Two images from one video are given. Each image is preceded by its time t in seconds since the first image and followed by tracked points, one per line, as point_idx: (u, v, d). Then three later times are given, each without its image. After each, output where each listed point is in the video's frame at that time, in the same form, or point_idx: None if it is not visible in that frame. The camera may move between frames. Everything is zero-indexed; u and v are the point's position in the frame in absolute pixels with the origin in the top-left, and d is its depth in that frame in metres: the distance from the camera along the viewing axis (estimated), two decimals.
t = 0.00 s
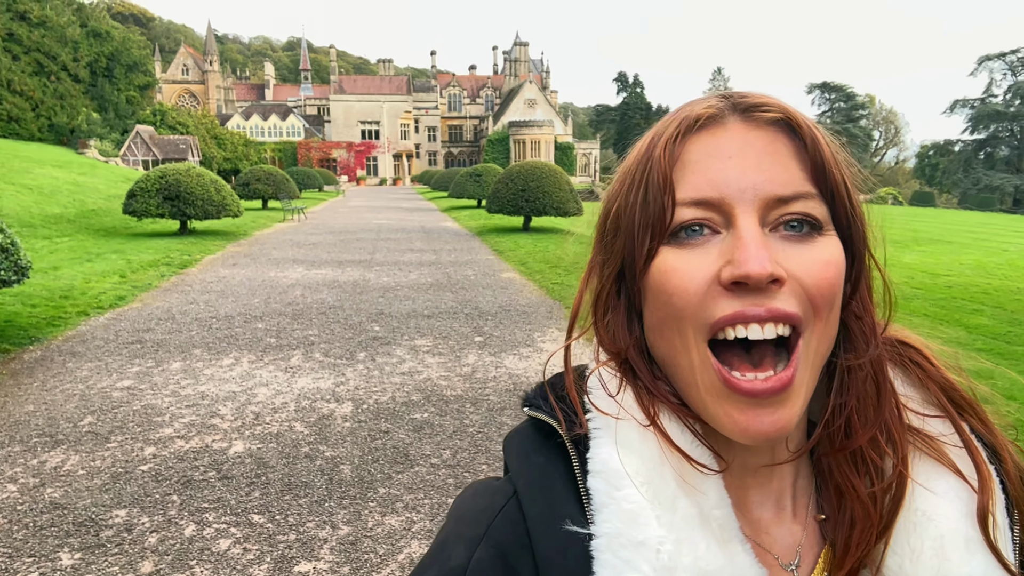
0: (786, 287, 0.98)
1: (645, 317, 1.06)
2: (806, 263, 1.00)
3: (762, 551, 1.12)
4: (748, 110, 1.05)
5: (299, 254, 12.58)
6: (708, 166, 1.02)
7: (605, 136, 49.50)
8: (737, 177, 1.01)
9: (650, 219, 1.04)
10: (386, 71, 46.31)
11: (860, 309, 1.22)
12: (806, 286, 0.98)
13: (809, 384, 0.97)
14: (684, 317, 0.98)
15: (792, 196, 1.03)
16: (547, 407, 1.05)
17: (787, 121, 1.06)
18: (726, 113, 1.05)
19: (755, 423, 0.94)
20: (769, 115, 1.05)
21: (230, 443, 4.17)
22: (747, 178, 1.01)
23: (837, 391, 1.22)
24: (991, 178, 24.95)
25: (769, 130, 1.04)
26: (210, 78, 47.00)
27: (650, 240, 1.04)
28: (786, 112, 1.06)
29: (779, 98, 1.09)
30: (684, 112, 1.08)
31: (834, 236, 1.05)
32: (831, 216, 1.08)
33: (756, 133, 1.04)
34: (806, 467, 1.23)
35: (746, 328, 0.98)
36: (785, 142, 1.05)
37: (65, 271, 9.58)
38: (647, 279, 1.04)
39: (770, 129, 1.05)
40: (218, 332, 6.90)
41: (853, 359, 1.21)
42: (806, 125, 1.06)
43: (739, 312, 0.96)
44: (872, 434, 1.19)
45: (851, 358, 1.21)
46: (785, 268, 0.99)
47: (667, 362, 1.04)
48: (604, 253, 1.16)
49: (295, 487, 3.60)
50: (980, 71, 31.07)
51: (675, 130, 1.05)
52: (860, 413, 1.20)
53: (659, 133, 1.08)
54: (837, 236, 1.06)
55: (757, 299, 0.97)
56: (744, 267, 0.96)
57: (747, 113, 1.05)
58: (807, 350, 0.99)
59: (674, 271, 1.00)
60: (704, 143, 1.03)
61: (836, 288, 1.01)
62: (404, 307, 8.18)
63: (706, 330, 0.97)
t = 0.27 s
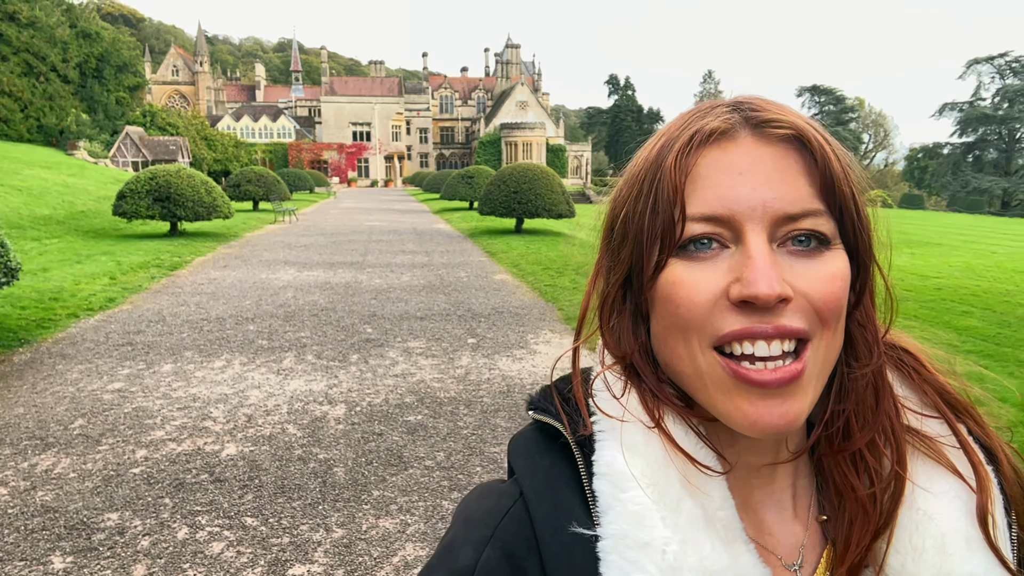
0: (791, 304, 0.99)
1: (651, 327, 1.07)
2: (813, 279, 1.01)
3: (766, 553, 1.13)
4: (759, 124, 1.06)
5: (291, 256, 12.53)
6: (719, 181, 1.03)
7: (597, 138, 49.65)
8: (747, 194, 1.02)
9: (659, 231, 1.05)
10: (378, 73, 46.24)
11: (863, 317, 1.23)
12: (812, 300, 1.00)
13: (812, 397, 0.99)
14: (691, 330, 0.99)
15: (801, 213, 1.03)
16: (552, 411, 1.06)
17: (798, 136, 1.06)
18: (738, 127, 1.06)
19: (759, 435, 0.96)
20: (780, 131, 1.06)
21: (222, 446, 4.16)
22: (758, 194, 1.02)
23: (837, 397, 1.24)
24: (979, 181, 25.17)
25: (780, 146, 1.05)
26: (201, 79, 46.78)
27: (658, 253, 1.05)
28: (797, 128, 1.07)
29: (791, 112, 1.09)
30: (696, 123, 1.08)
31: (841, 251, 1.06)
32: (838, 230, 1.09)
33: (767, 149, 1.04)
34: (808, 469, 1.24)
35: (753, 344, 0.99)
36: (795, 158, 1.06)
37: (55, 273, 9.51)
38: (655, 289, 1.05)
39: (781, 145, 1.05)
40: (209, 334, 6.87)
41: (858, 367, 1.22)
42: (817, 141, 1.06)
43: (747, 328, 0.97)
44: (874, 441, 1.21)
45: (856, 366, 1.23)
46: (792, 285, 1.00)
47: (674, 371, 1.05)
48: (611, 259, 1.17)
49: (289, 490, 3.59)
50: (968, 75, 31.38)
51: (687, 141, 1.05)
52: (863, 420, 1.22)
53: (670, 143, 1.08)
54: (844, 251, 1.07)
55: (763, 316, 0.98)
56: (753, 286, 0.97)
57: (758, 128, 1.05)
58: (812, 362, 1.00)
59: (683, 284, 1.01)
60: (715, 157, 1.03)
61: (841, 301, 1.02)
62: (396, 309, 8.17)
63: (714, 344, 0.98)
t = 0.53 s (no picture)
0: (794, 310, 0.99)
1: (653, 327, 1.07)
2: (816, 282, 1.01)
3: (763, 553, 1.13)
4: (768, 125, 1.05)
5: (284, 258, 12.50)
6: (726, 182, 1.02)
7: (591, 141, 49.78)
8: (754, 195, 1.02)
9: (663, 230, 1.05)
10: (372, 75, 46.21)
11: (864, 319, 1.23)
12: (815, 304, 1.00)
13: (815, 400, 0.99)
14: (694, 331, 0.99)
15: (807, 216, 1.03)
16: (551, 410, 1.05)
17: (805, 139, 1.06)
18: (746, 128, 1.05)
19: (758, 437, 0.96)
20: (788, 133, 1.05)
21: (215, 448, 4.14)
22: (763, 196, 1.02)
23: (835, 397, 1.24)
24: (970, 183, 25.34)
25: (788, 148, 1.05)
26: (194, 81, 46.66)
27: (662, 252, 1.05)
28: (806, 130, 1.06)
29: (798, 113, 1.09)
30: (704, 121, 1.07)
31: (844, 254, 1.06)
32: (842, 234, 1.09)
33: (774, 150, 1.04)
34: (806, 469, 1.25)
35: (756, 349, 0.99)
36: (803, 160, 1.05)
37: (46, 275, 9.46)
38: (657, 290, 1.05)
39: (788, 148, 1.05)
40: (202, 336, 6.84)
41: (857, 369, 1.23)
42: (824, 144, 1.06)
43: (751, 333, 0.97)
44: (874, 442, 1.21)
45: (856, 368, 1.22)
46: (795, 289, 1.00)
47: (675, 372, 1.05)
48: (612, 258, 1.17)
49: (282, 493, 3.57)
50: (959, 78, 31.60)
51: (693, 140, 1.05)
52: (862, 422, 1.22)
53: (676, 140, 1.08)
54: (848, 255, 1.07)
55: (767, 321, 0.98)
56: (758, 290, 0.97)
57: (766, 129, 1.05)
58: (814, 366, 1.00)
59: (686, 285, 1.01)
60: (721, 157, 1.03)
61: (844, 305, 1.03)
62: (390, 311, 8.16)
63: (717, 347, 0.98)
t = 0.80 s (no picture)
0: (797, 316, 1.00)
1: (654, 328, 1.08)
2: (818, 288, 1.01)
3: (760, 555, 1.14)
4: (775, 128, 1.06)
5: (281, 262, 12.49)
6: (731, 184, 1.03)
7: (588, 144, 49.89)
8: (759, 199, 1.02)
9: (666, 230, 1.06)
10: (370, 78, 46.24)
11: (867, 323, 1.23)
12: (817, 308, 1.00)
13: (814, 405, 0.99)
14: (696, 333, 0.99)
15: (811, 221, 1.04)
16: (549, 410, 1.06)
17: (814, 143, 1.06)
18: (753, 131, 1.05)
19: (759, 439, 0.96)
20: (796, 136, 1.05)
21: (212, 453, 4.13)
22: (768, 199, 1.02)
23: (836, 400, 1.24)
24: (967, 186, 25.42)
25: (794, 151, 1.05)
26: (191, 85, 46.65)
27: (665, 253, 1.05)
28: (813, 133, 1.06)
29: (806, 116, 1.09)
30: (711, 122, 1.08)
31: (848, 260, 1.06)
32: (846, 239, 1.09)
33: (780, 154, 1.04)
34: (805, 470, 1.25)
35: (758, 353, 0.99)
36: (809, 163, 1.06)
37: (43, 279, 9.44)
38: (661, 291, 1.05)
39: (796, 151, 1.06)
40: (199, 340, 6.83)
41: (858, 373, 1.23)
42: (832, 148, 1.06)
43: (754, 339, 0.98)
44: (874, 445, 1.22)
45: (857, 372, 1.23)
46: (798, 294, 1.00)
47: (676, 375, 1.05)
48: (615, 258, 1.17)
49: (279, 497, 3.56)
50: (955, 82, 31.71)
51: (699, 141, 1.06)
52: (862, 425, 1.22)
53: (681, 141, 1.08)
54: (851, 260, 1.07)
55: (768, 326, 0.98)
56: (760, 295, 0.97)
57: (774, 131, 1.05)
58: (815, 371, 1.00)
59: (688, 289, 1.01)
60: (727, 160, 1.04)
61: (844, 310, 1.03)
62: (388, 314, 8.15)
63: (720, 351, 0.98)
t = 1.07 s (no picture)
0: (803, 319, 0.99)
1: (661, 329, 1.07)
2: (825, 291, 1.01)
3: (765, 557, 1.13)
4: (782, 131, 1.06)
5: (276, 267, 12.45)
6: (738, 187, 1.03)
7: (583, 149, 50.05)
8: (767, 201, 1.02)
9: (673, 232, 1.06)
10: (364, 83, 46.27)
11: (873, 326, 1.22)
12: (823, 311, 1.00)
13: (820, 407, 0.99)
14: (703, 335, 0.99)
15: (819, 223, 1.04)
16: (555, 411, 1.06)
17: (821, 146, 1.06)
18: (761, 133, 1.05)
19: (765, 438, 0.96)
20: (803, 139, 1.05)
21: (207, 458, 4.10)
22: (775, 202, 1.02)
23: (841, 402, 1.23)
24: (959, 191, 25.57)
25: (801, 154, 1.05)
26: (186, 90, 46.58)
27: (672, 255, 1.05)
28: (821, 136, 1.06)
29: (813, 119, 1.09)
30: (718, 124, 1.08)
31: (855, 263, 1.06)
32: (853, 243, 1.09)
33: (788, 156, 1.04)
34: (809, 473, 1.25)
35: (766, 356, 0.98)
36: (816, 166, 1.06)
37: (36, 285, 9.39)
38: (667, 293, 1.05)
39: (803, 154, 1.06)
40: (194, 345, 6.80)
41: (864, 375, 1.22)
42: (839, 152, 1.06)
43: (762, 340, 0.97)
44: (878, 448, 1.21)
45: (862, 375, 1.22)
46: (805, 297, 1.00)
47: (683, 376, 1.05)
48: (622, 259, 1.17)
49: (274, 503, 3.54)
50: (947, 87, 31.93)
51: (708, 143, 1.06)
52: (868, 429, 1.22)
53: (689, 144, 1.08)
54: (858, 263, 1.07)
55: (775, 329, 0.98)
56: (767, 297, 0.96)
57: (781, 134, 1.05)
58: (822, 374, 1.00)
59: (697, 291, 1.01)
60: (734, 162, 1.04)
61: (850, 312, 1.02)
62: (383, 320, 8.13)
63: (728, 354, 0.98)
